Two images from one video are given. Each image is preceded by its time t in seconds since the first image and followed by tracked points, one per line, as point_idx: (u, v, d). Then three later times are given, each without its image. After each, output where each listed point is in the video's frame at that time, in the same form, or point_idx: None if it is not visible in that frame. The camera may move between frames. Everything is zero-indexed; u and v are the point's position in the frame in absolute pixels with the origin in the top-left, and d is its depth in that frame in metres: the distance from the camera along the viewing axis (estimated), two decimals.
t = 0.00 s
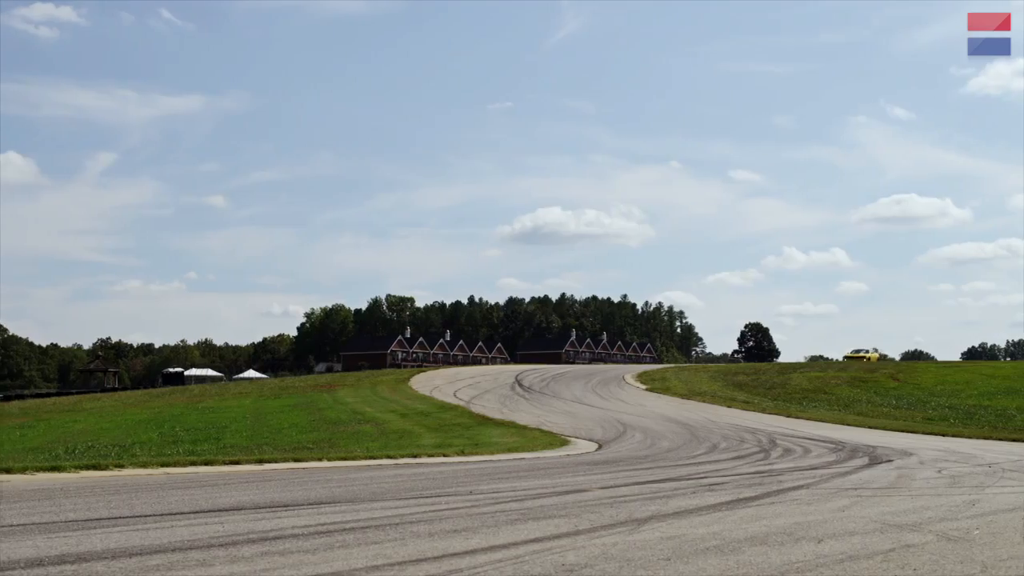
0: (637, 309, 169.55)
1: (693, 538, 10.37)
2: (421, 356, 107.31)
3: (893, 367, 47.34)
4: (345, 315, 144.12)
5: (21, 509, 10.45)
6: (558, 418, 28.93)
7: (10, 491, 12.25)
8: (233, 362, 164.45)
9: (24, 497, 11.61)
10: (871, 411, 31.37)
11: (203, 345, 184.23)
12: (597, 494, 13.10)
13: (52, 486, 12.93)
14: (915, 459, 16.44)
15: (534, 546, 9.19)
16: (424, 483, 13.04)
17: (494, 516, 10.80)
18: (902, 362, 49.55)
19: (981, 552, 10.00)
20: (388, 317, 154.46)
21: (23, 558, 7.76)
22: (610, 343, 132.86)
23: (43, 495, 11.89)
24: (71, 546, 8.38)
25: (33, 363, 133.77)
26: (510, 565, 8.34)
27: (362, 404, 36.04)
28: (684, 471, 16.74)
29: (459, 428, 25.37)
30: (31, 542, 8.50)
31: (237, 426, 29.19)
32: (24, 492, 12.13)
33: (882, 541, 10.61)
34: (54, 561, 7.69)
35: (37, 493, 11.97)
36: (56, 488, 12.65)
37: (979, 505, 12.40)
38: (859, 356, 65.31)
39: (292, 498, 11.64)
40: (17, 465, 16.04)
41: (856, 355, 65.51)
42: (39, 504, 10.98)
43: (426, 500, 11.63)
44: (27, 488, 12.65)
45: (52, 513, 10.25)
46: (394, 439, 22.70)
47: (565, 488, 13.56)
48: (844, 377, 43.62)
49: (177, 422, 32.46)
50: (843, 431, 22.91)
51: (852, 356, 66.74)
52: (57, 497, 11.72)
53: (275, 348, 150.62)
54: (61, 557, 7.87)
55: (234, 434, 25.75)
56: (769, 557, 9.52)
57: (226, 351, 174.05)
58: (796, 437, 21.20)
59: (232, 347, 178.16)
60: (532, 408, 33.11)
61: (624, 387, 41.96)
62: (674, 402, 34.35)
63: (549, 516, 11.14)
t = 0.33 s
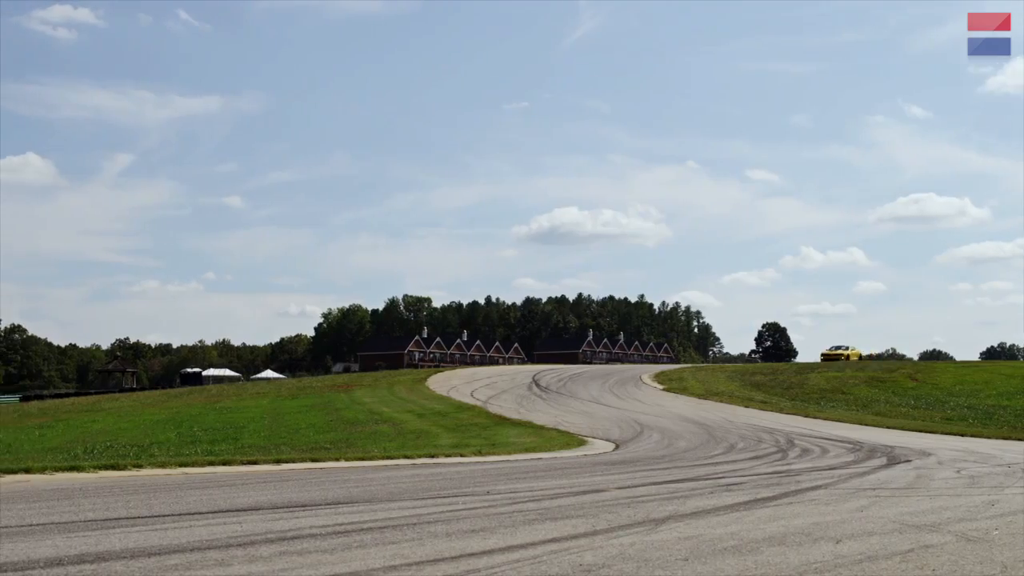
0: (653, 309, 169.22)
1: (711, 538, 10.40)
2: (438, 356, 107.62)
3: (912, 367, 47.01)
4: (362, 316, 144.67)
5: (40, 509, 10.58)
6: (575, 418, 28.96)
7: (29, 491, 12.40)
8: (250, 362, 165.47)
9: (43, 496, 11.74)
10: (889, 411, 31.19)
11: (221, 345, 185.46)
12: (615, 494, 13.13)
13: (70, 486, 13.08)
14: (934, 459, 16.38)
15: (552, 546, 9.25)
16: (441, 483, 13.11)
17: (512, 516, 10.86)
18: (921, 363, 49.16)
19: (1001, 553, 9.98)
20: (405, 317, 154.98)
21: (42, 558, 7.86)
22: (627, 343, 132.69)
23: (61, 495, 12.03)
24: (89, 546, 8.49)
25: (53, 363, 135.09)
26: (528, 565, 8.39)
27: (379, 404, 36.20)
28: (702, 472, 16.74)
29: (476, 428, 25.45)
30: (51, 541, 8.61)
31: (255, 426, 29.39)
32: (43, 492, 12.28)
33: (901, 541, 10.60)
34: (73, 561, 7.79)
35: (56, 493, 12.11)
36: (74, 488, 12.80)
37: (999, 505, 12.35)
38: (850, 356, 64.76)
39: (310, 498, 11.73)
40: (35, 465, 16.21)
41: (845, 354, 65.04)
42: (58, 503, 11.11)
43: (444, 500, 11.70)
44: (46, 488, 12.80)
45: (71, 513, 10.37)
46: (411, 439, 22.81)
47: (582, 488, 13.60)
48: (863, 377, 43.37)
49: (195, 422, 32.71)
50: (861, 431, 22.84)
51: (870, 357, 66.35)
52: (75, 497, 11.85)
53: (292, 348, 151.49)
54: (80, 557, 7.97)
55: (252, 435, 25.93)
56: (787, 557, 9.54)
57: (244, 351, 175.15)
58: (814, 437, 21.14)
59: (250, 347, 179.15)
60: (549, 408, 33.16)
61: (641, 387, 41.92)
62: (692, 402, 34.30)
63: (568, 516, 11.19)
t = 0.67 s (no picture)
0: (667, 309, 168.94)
1: (726, 538, 10.42)
2: (452, 356, 107.88)
3: (927, 367, 46.72)
4: (376, 316, 145.12)
5: (56, 509, 10.70)
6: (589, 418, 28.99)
7: (45, 491, 12.54)
8: (265, 362, 166.29)
9: (59, 496, 11.87)
10: (904, 411, 31.05)
11: (235, 346, 186.41)
12: (629, 494, 13.16)
13: (85, 486, 13.22)
14: (949, 459, 16.32)
15: (567, 546, 9.29)
16: (455, 483, 13.18)
17: (526, 516, 10.91)
18: (936, 362, 48.85)
19: (1018, 553, 9.94)
20: (419, 317, 155.40)
21: (58, 558, 7.95)
22: (641, 343, 132.54)
23: (77, 495, 12.16)
24: (106, 546, 8.59)
25: (68, 364, 136.31)
26: (543, 565, 8.43)
27: (393, 404, 36.34)
28: (717, 472, 16.74)
29: (490, 428, 25.53)
30: (68, 542, 8.71)
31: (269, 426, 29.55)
32: (59, 492, 12.42)
33: (916, 541, 10.58)
34: (88, 561, 7.88)
35: (71, 493, 12.23)
36: (89, 487, 12.93)
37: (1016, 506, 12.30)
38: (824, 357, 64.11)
39: (324, 498, 11.81)
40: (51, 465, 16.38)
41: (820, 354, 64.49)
42: (73, 504, 11.23)
43: (458, 500, 11.76)
44: (62, 488, 12.95)
45: (87, 513, 10.49)
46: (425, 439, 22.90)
47: (596, 488, 13.63)
48: (878, 377, 43.16)
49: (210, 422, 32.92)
50: (876, 431, 22.78)
51: (885, 358, 66.03)
52: (91, 497, 11.98)
53: (307, 348, 152.17)
54: (96, 557, 8.06)
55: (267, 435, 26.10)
56: (802, 558, 9.55)
57: (258, 351, 176.12)
58: (828, 437, 21.10)
59: (265, 347, 179.99)
60: (562, 408, 33.20)
61: (655, 387, 41.89)
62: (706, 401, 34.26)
63: (582, 516, 11.24)
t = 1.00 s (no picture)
0: (682, 308, 168.56)
1: (741, 538, 10.44)
2: (467, 356, 108.03)
3: (943, 367, 46.37)
4: (391, 316, 145.45)
5: (73, 509, 10.81)
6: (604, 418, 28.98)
7: (61, 491, 12.66)
8: (280, 362, 166.97)
9: (76, 496, 11.98)
10: (921, 411, 30.86)
11: (251, 346, 187.23)
12: (645, 494, 13.18)
13: (101, 486, 13.35)
14: (966, 459, 16.25)
15: (582, 546, 9.33)
16: (470, 483, 13.23)
17: (542, 516, 10.96)
18: (953, 362, 48.48)
19: None
20: (434, 317, 155.70)
21: (75, 558, 8.05)
22: (656, 343, 132.28)
23: (94, 495, 12.27)
24: (122, 546, 8.69)
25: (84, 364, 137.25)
26: (558, 565, 8.47)
27: (408, 404, 36.44)
28: (732, 472, 16.74)
29: (505, 428, 25.58)
30: (85, 542, 8.81)
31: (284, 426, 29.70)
32: (75, 492, 12.54)
33: (932, 541, 10.57)
34: (105, 560, 7.98)
35: (88, 493, 12.35)
36: (105, 488, 13.05)
37: None
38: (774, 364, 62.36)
39: (338, 498, 11.89)
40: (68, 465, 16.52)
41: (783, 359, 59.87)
42: (90, 504, 11.34)
43: (474, 500, 11.82)
44: (78, 488, 13.07)
45: (103, 513, 10.60)
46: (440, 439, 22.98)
47: (611, 488, 13.65)
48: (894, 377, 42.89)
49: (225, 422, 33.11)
50: (892, 431, 22.68)
51: (901, 358, 65.61)
52: (108, 497, 12.09)
53: (322, 347, 152.78)
54: (112, 557, 8.16)
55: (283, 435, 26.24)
56: (818, 558, 9.57)
57: (274, 351, 176.90)
58: (844, 437, 21.03)
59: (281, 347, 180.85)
60: (577, 408, 33.21)
61: (670, 386, 41.81)
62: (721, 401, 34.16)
63: (597, 516, 11.27)
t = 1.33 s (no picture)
0: (700, 308, 168.11)
1: (761, 539, 10.45)
2: (485, 356, 108.25)
3: (964, 367, 46.00)
4: (410, 316, 145.91)
5: (94, 509, 10.96)
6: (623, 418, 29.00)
7: (83, 491, 12.83)
8: (299, 362, 167.85)
9: (97, 496, 12.14)
10: (941, 411, 30.66)
11: (270, 347, 188.28)
12: (663, 494, 13.22)
13: (121, 486, 13.51)
14: (987, 459, 16.18)
15: (601, 547, 9.38)
16: (488, 483, 13.31)
17: (561, 516, 11.02)
18: (974, 362, 48.08)
19: None
20: (452, 317, 156.16)
21: (96, 558, 8.18)
22: (675, 343, 132.02)
23: (115, 495, 12.43)
24: (143, 546, 8.81)
25: (104, 364, 138.46)
26: (578, 565, 8.53)
27: (427, 404, 36.59)
28: (751, 472, 16.73)
29: (523, 428, 25.66)
30: (105, 541, 8.95)
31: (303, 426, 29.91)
32: (96, 492, 12.71)
33: (952, 542, 10.55)
34: (126, 560, 8.11)
35: (109, 493, 12.51)
36: (126, 488, 13.22)
37: None
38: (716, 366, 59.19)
39: (357, 498, 12.00)
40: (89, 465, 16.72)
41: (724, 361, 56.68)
42: (111, 503, 11.50)
43: (493, 500, 11.90)
44: (99, 488, 13.23)
45: (124, 513, 10.74)
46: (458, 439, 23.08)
47: (629, 488, 13.69)
48: (914, 377, 42.61)
49: (244, 422, 33.37)
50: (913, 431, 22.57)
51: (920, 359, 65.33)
52: (129, 497, 12.24)
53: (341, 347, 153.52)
54: (133, 556, 8.29)
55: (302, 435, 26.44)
56: (838, 558, 9.57)
57: (293, 351, 177.85)
58: (863, 437, 20.96)
59: (301, 348, 181.86)
60: (595, 408, 33.23)
61: (688, 387, 41.74)
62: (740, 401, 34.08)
63: (616, 516, 11.33)
